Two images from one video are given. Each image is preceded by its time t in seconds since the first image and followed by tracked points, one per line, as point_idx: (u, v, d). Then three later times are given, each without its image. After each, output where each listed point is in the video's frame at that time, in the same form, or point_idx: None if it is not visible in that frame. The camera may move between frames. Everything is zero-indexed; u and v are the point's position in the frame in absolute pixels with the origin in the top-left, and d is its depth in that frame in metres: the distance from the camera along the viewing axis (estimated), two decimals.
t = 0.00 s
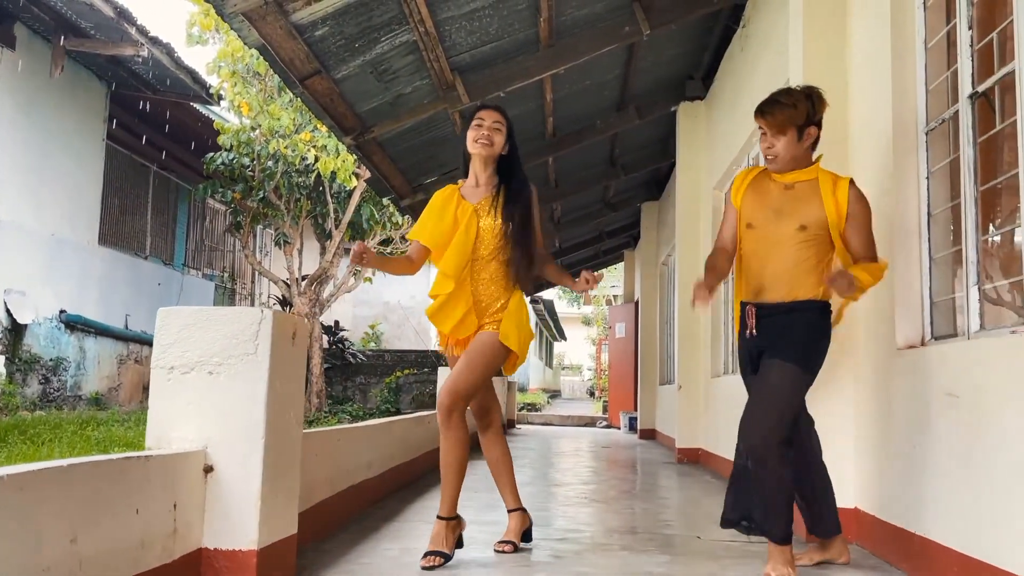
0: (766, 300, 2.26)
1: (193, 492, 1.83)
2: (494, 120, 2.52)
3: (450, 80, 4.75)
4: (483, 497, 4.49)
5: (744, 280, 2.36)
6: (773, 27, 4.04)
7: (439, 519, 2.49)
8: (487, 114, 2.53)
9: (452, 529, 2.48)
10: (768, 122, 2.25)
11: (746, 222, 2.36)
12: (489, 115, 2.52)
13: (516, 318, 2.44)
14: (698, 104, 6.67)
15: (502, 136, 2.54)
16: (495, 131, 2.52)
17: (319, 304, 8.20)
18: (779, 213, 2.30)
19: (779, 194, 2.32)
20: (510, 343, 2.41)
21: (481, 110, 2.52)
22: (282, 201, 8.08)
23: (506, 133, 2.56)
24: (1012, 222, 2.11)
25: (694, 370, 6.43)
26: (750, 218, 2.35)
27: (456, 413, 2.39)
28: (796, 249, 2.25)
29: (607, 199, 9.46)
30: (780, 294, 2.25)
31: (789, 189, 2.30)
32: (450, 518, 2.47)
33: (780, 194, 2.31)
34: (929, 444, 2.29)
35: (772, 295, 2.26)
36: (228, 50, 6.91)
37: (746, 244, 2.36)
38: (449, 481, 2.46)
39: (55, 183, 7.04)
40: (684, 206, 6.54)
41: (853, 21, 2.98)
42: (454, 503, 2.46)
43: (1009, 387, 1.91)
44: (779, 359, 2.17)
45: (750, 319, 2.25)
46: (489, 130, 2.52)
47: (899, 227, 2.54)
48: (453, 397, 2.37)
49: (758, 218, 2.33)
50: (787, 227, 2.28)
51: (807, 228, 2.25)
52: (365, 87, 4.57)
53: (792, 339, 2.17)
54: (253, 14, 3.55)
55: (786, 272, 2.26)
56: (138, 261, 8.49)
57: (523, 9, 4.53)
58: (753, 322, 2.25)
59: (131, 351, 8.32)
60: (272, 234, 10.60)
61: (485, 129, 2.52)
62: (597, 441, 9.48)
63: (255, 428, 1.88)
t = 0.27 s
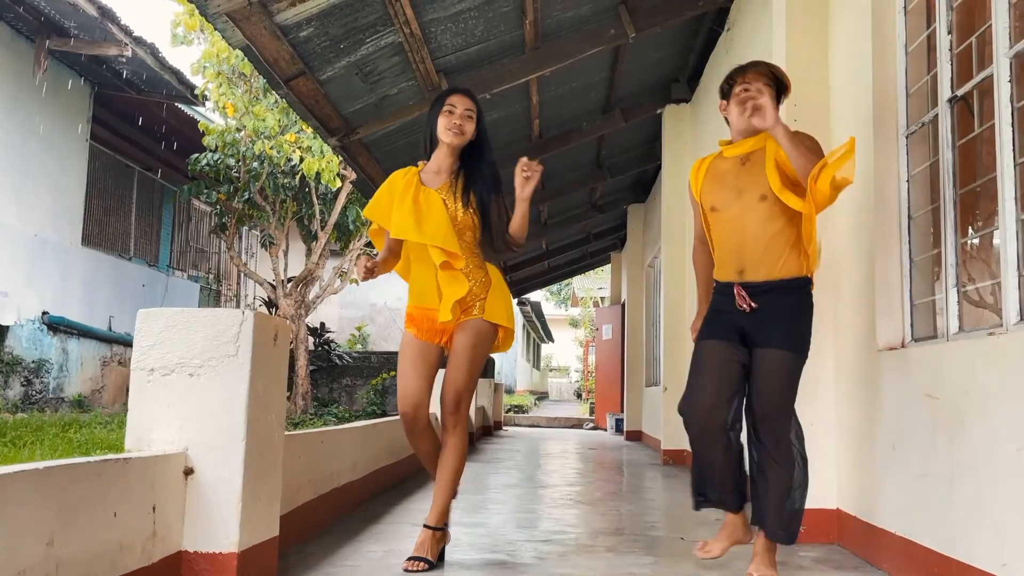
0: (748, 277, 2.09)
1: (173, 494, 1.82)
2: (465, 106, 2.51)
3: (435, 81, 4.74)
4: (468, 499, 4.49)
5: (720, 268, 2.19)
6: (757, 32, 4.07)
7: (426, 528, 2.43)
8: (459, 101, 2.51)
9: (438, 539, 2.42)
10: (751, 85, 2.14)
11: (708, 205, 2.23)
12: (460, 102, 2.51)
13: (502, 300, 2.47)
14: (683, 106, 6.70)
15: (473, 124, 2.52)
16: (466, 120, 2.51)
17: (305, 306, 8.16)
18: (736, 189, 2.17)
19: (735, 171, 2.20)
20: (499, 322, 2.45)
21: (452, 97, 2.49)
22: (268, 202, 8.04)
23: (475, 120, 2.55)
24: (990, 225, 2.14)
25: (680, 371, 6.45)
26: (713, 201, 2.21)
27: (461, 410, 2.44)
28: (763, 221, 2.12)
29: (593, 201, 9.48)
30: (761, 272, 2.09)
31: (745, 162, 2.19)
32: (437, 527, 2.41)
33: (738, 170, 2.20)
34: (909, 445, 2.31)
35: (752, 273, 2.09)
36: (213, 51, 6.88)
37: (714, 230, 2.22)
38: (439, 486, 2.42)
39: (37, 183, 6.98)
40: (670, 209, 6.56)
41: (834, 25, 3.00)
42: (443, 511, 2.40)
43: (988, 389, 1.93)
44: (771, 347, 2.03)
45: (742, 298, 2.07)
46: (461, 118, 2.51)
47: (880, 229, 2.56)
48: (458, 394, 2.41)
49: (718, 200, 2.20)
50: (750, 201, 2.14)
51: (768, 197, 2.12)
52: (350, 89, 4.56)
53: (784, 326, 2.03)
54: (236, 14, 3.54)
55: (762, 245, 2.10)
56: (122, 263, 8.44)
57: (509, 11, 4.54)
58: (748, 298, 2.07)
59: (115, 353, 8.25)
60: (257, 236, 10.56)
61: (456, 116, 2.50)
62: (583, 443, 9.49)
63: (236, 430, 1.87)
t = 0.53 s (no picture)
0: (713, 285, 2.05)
1: (156, 498, 1.80)
2: (443, 103, 2.45)
3: (422, 83, 4.73)
4: (455, 502, 4.47)
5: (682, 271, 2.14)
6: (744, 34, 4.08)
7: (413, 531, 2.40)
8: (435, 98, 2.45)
9: (426, 541, 2.41)
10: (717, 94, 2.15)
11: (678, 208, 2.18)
12: (437, 99, 2.44)
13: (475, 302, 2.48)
14: (671, 109, 6.72)
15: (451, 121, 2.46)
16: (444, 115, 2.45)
17: (291, 308, 8.12)
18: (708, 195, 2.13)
19: (708, 174, 2.16)
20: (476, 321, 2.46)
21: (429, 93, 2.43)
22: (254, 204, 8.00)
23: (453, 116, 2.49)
24: (975, 227, 2.14)
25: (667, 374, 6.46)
26: (682, 205, 2.16)
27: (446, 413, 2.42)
28: (730, 226, 2.08)
29: (581, 204, 9.48)
30: (726, 280, 2.05)
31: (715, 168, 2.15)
32: (424, 530, 2.39)
33: (710, 173, 2.15)
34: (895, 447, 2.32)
35: (717, 281, 2.05)
36: (199, 51, 6.83)
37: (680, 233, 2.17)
38: (427, 490, 2.41)
39: (21, 184, 6.91)
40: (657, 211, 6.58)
41: (820, 28, 3.01)
42: (430, 514, 2.39)
43: (973, 391, 1.93)
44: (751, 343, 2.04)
45: (700, 305, 2.04)
46: (438, 114, 2.44)
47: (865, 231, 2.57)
48: (441, 397, 2.39)
49: (689, 204, 2.16)
50: (716, 209, 2.11)
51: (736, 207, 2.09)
52: (337, 90, 4.54)
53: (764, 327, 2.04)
54: (222, 14, 3.52)
55: (728, 252, 2.06)
56: (106, 265, 8.37)
57: (496, 13, 4.53)
58: (705, 308, 2.04)
59: (99, 355, 8.18)
60: (244, 238, 10.50)
61: (434, 113, 2.44)
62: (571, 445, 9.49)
63: (220, 433, 1.85)
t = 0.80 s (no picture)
0: (682, 260, 2.03)
1: (141, 505, 1.77)
2: (421, 98, 2.44)
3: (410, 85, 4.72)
4: (443, 506, 4.45)
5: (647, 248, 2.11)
6: (732, 37, 4.09)
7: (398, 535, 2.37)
8: (415, 92, 2.43)
9: (411, 544, 2.37)
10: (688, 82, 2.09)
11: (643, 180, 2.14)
12: (416, 94, 2.43)
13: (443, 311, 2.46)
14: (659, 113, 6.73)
15: (431, 114, 2.45)
16: (423, 109, 2.43)
17: (278, 312, 8.07)
18: (671, 169, 2.09)
19: (673, 148, 2.11)
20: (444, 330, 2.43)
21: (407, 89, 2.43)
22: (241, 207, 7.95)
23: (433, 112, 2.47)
24: (963, 231, 2.15)
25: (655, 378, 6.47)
26: (646, 177, 2.13)
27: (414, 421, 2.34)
28: (695, 201, 2.06)
29: (570, 207, 9.48)
30: (692, 253, 2.04)
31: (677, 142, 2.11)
32: (409, 533, 2.36)
33: (673, 148, 2.11)
34: (885, 450, 2.32)
35: (684, 257, 2.04)
36: (186, 53, 6.78)
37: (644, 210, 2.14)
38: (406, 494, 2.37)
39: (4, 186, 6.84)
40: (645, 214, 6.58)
41: (808, 31, 3.01)
42: (412, 517, 2.36)
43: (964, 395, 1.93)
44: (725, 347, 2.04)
45: (677, 282, 2.02)
46: (418, 108, 2.43)
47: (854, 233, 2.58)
48: (409, 406, 2.31)
49: (652, 176, 2.12)
50: (681, 181, 2.07)
51: (698, 176, 2.06)
52: (324, 92, 4.52)
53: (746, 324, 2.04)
54: (208, 16, 3.49)
55: (692, 227, 2.05)
56: (91, 268, 8.29)
57: (485, 16, 4.51)
58: (680, 282, 2.02)
59: (84, 359, 8.09)
60: (231, 240, 10.45)
61: (413, 108, 2.42)
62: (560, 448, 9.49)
63: (207, 439, 1.83)
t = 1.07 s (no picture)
0: (672, 268, 1.99)
1: (125, 520, 1.72)
2: (405, 97, 2.33)
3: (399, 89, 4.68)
4: (433, 514, 4.40)
5: (635, 253, 2.04)
6: (723, 42, 4.08)
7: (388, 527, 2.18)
8: (396, 91, 2.32)
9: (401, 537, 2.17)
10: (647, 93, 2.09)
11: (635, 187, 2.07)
12: (399, 92, 2.32)
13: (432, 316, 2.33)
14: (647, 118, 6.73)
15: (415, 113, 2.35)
16: (407, 109, 2.33)
17: (265, 317, 8.00)
18: (665, 179, 2.07)
19: (659, 161, 2.11)
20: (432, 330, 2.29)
21: (390, 86, 2.31)
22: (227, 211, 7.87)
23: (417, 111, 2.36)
24: (960, 236, 2.14)
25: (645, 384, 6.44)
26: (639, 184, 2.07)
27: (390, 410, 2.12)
28: (690, 212, 2.05)
29: (558, 212, 9.47)
30: (681, 262, 2.02)
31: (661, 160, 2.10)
32: (398, 524, 2.16)
33: (657, 163, 2.11)
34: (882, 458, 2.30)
35: (676, 263, 2.01)
36: (171, 56, 6.72)
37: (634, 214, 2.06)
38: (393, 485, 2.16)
39: None
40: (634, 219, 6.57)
41: (801, 37, 3.00)
42: (400, 508, 2.15)
43: (964, 403, 1.91)
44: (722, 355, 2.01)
45: (653, 284, 1.99)
46: (402, 107, 2.33)
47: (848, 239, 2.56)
48: (383, 394, 2.10)
49: (646, 184, 2.06)
50: (680, 192, 2.06)
51: (697, 193, 2.08)
52: (312, 97, 4.47)
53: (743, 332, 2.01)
54: (194, 19, 3.44)
55: (683, 236, 2.03)
56: (74, 273, 8.19)
57: (475, 20, 4.49)
58: (657, 289, 1.98)
59: (67, 365, 7.98)
60: (216, 245, 10.35)
61: (396, 107, 2.32)
62: (548, 454, 9.45)
63: (194, 450, 1.78)
